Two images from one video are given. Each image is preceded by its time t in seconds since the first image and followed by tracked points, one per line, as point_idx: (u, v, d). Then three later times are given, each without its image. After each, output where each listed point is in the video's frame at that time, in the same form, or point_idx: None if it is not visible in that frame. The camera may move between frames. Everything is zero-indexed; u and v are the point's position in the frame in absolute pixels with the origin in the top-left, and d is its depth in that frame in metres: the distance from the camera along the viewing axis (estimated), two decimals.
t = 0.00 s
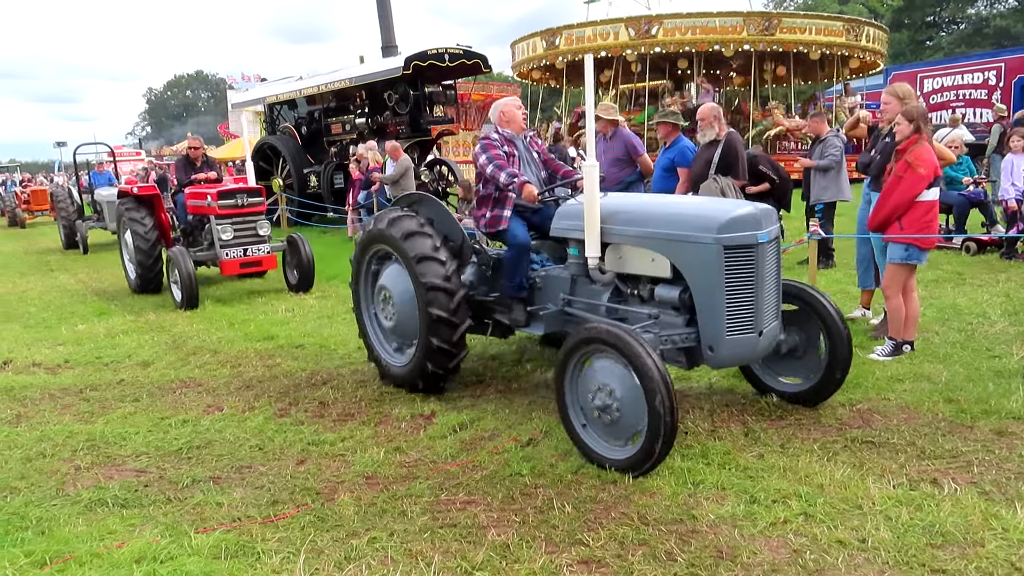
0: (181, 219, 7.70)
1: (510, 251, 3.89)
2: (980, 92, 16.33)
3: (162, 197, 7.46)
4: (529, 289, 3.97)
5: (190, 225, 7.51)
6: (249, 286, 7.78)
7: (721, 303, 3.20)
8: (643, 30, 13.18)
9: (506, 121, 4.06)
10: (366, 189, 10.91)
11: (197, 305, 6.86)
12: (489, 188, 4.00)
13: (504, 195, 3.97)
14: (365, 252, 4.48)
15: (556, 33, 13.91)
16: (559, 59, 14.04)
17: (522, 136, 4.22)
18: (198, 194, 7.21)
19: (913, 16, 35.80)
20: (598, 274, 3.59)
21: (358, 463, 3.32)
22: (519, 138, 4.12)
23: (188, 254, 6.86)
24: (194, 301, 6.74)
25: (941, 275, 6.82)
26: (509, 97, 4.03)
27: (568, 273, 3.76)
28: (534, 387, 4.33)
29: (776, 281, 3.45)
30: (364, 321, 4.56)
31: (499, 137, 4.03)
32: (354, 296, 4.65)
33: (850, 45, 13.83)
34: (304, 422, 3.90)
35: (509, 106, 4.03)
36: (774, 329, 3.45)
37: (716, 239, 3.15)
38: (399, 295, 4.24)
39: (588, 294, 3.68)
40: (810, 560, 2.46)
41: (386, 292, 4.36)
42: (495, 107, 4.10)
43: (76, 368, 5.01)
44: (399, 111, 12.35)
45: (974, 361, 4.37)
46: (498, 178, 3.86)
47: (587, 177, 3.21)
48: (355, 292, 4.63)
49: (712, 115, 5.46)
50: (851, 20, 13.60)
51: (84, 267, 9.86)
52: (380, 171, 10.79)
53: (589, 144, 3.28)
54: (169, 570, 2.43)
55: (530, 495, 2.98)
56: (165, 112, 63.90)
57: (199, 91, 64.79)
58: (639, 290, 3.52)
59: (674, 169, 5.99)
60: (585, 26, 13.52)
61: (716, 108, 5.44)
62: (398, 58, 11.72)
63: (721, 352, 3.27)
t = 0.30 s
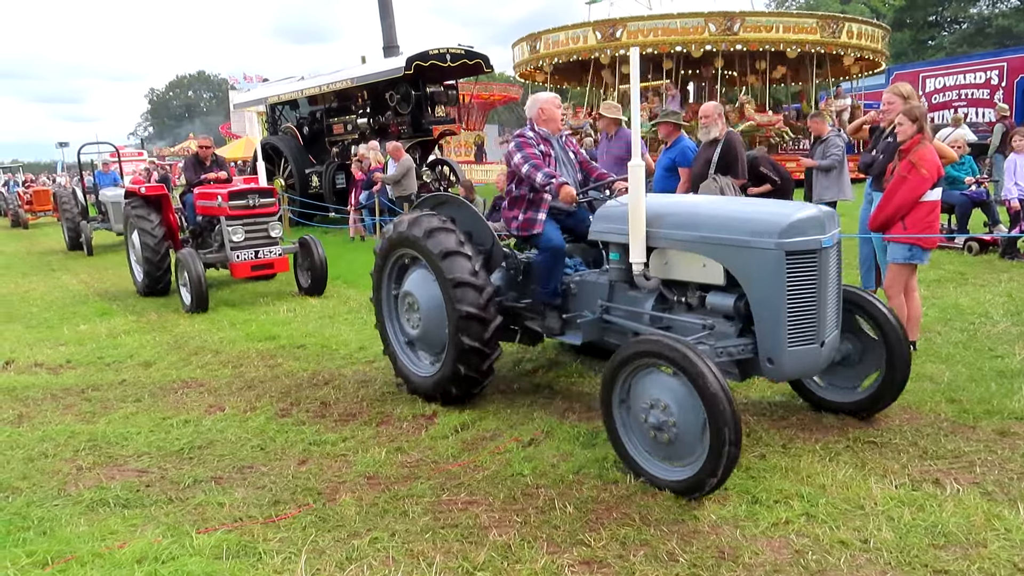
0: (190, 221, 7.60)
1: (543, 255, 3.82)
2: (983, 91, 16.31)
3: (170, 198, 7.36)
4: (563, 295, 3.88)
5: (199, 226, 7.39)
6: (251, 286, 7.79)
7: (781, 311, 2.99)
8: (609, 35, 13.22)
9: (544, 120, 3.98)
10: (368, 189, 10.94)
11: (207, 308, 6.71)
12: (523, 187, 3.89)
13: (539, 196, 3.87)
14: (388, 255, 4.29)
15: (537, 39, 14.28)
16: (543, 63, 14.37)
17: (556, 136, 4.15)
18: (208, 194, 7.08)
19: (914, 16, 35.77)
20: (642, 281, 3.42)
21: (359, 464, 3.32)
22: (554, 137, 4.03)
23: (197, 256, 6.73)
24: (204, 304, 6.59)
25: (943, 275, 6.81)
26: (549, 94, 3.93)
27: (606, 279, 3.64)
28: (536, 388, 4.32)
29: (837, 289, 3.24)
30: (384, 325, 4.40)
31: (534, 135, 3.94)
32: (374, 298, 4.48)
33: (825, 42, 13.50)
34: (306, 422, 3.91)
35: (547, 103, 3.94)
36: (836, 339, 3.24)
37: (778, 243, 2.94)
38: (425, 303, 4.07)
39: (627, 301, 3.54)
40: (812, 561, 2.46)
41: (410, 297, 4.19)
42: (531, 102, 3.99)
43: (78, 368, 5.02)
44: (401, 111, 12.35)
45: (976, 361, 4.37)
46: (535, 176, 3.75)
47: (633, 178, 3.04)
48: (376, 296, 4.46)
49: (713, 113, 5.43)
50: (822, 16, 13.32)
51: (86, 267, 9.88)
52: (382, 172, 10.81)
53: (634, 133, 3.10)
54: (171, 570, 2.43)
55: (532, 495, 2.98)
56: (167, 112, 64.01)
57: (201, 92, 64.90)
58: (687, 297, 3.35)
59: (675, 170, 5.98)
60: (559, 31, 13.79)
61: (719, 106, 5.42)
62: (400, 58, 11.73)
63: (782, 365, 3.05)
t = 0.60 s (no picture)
0: (197, 222, 7.49)
1: (581, 258, 3.67)
2: (985, 91, 16.28)
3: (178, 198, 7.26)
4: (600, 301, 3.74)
5: (207, 227, 7.28)
6: (252, 286, 7.79)
7: (851, 319, 2.81)
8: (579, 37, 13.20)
9: (580, 119, 3.78)
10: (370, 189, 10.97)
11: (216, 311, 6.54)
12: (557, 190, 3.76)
13: (573, 200, 3.75)
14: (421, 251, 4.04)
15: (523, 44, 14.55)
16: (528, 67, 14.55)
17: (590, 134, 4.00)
18: (217, 194, 6.97)
19: (916, 15, 35.80)
20: (692, 286, 3.25)
21: (360, 463, 3.32)
22: (588, 136, 3.88)
23: (207, 257, 6.58)
24: (213, 307, 6.43)
25: (945, 275, 6.80)
26: (588, 91, 3.71)
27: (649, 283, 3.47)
28: (538, 387, 4.32)
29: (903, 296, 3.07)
30: (406, 315, 4.24)
31: (567, 135, 3.79)
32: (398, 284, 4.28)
33: (817, 40, 12.70)
34: (306, 422, 3.90)
35: (586, 102, 3.72)
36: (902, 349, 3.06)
37: (848, 246, 2.75)
38: (457, 311, 3.88)
39: (671, 306, 3.38)
40: (814, 561, 2.45)
41: (440, 300, 3.99)
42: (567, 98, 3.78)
43: (79, 368, 5.02)
44: (402, 111, 12.33)
45: (978, 361, 4.36)
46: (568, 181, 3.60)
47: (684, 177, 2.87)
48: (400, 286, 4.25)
49: (716, 112, 5.42)
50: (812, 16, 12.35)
51: (88, 267, 9.89)
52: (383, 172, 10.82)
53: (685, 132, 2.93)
54: (172, 571, 2.43)
55: (533, 495, 2.98)
56: (168, 112, 64.11)
57: (203, 92, 64.97)
58: (739, 303, 3.16)
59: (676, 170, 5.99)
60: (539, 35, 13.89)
61: (723, 105, 5.42)
62: (401, 58, 11.73)
63: (850, 376, 2.86)
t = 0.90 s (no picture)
0: (205, 222, 7.37)
1: (624, 262, 3.49)
2: (987, 91, 16.25)
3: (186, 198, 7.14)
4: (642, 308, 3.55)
5: (216, 228, 7.15)
6: (253, 286, 7.80)
7: (930, 331, 2.59)
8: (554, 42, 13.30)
9: (617, 114, 3.62)
10: (370, 189, 11.03)
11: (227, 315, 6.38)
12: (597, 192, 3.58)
13: (613, 201, 3.57)
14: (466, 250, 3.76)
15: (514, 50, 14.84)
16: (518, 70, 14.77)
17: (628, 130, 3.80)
18: (226, 194, 6.75)
19: (918, 15, 35.82)
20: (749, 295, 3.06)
21: (361, 463, 3.32)
22: (627, 133, 3.69)
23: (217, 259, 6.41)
24: (224, 311, 6.28)
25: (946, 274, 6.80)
26: (625, 85, 3.56)
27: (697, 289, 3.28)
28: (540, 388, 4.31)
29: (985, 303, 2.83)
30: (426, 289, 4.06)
31: (604, 132, 3.61)
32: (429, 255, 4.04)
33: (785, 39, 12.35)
34: (307, 422, 3.90)
35: (621, 97, 3.55)
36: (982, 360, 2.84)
37: (928, 252, 2.53)
38: (490, 329, 3.72)
39: (721, 314, 3.18)
40: (815, 561, 2.45)
41: (473, 305, 3.81)
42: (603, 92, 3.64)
43: (81, 369, 5.02)
44: (403, 111, 12.33)
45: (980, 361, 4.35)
46: (609, 182, 3.43)
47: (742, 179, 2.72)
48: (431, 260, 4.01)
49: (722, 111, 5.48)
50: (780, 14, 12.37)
51: (90, 267, 9.90)
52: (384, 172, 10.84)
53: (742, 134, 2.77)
54: (172, 570, 2.43)
55: (533, 495, 2.98)
56: (170, 113, 64.18)
57: (205, 92, 65.04)
58: (799, 312, 2.97)
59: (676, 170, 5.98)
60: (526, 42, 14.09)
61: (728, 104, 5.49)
62: (402, 59, 11.74)
63: (929, 393, 2.64)
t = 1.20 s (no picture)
0: (214, 224, 7.14)
1: (670, 266, 3.34)
2: (989, 90, 16.24)
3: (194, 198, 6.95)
4: (688, 314, 3.40)
5: (225, 229, 6.92)
6: (255, 285, 7.80)
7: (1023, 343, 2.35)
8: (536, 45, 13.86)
9: (658, 110, 3.47)
10: (370, 189, 11.05)
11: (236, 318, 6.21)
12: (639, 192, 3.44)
13: (657, 202, 3.42)
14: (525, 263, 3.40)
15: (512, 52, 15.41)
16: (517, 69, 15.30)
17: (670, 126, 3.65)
18: (237, 194, 6.55)
19: (919, 14, 35.83)
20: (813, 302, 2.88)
21: (361, 463, 3.32)
22: (668, 129, 3.55)
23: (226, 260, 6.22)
24: (234, 314, 6.10)
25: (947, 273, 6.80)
26: (667, 79, 3.42)
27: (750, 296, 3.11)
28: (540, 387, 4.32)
29: None
30: (463, 258, 3.75)
31: (645, 129, 3.46)
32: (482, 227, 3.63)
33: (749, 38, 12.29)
34: (308, 421, 3.90)
35: (663, 91, 3.42)
36: None
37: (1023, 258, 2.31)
38: (523, 350, 3.53)
39: (776, 322, 3.01)
40: (816, 561, 2.45)
41: (509, 311, 3.57)
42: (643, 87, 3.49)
43: (81, 368, 5.01)
44: (405, 110, 12.33)
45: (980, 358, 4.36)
46: (652, 182, 3.28)
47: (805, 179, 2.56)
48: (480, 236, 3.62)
49: (726, 112, 5.45)
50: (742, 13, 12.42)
51: (91, 267, 9.90)
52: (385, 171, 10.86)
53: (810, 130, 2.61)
54: (172, 570, 2.42)
55: (534, 494, 2.98)
56: (172, 112, 64.22)
57: (206, 91, 65.07)
58: (867, 321, 2.78)
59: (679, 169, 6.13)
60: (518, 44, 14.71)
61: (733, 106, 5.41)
62: (403, 58, 11.75)
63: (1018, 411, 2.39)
